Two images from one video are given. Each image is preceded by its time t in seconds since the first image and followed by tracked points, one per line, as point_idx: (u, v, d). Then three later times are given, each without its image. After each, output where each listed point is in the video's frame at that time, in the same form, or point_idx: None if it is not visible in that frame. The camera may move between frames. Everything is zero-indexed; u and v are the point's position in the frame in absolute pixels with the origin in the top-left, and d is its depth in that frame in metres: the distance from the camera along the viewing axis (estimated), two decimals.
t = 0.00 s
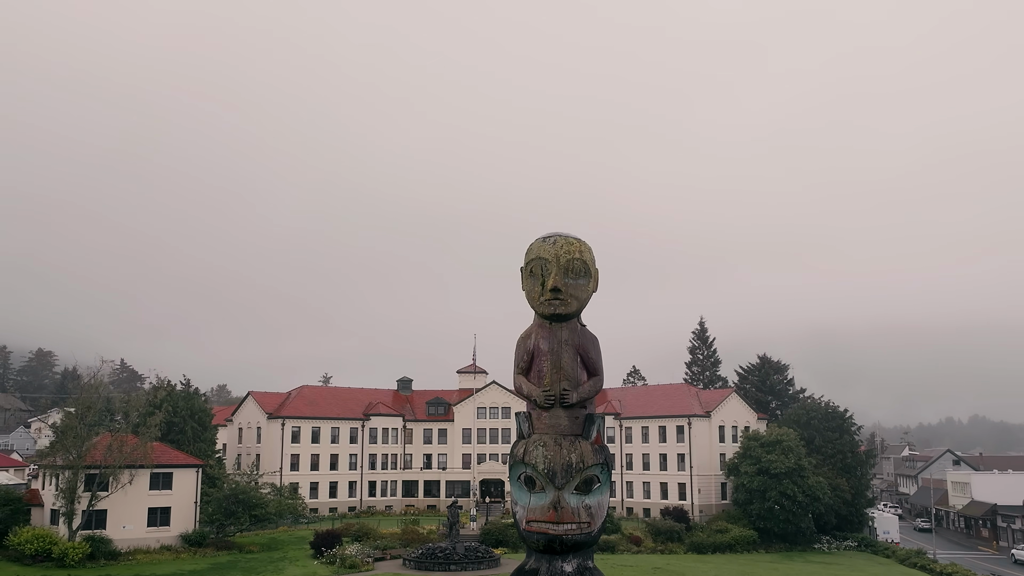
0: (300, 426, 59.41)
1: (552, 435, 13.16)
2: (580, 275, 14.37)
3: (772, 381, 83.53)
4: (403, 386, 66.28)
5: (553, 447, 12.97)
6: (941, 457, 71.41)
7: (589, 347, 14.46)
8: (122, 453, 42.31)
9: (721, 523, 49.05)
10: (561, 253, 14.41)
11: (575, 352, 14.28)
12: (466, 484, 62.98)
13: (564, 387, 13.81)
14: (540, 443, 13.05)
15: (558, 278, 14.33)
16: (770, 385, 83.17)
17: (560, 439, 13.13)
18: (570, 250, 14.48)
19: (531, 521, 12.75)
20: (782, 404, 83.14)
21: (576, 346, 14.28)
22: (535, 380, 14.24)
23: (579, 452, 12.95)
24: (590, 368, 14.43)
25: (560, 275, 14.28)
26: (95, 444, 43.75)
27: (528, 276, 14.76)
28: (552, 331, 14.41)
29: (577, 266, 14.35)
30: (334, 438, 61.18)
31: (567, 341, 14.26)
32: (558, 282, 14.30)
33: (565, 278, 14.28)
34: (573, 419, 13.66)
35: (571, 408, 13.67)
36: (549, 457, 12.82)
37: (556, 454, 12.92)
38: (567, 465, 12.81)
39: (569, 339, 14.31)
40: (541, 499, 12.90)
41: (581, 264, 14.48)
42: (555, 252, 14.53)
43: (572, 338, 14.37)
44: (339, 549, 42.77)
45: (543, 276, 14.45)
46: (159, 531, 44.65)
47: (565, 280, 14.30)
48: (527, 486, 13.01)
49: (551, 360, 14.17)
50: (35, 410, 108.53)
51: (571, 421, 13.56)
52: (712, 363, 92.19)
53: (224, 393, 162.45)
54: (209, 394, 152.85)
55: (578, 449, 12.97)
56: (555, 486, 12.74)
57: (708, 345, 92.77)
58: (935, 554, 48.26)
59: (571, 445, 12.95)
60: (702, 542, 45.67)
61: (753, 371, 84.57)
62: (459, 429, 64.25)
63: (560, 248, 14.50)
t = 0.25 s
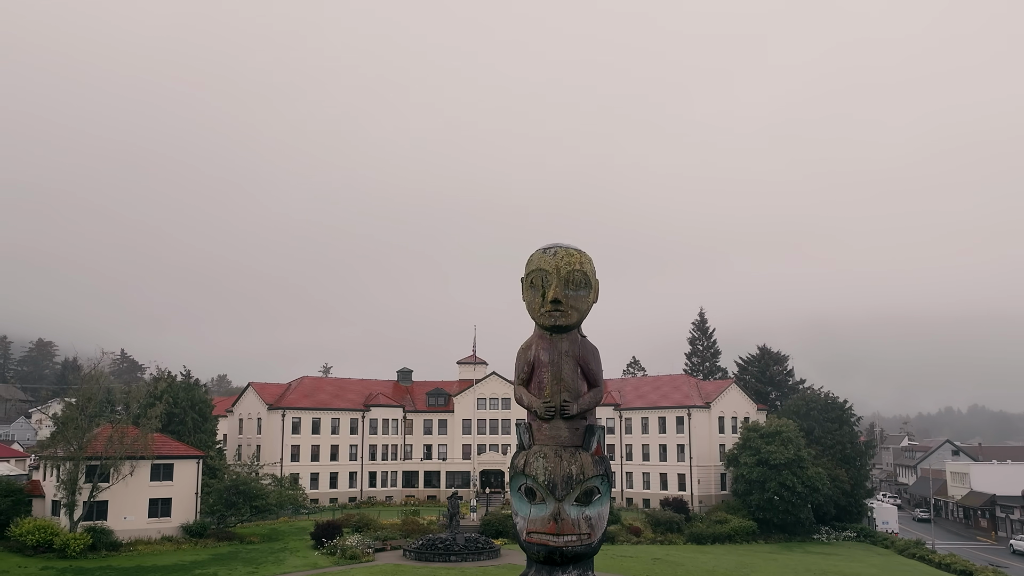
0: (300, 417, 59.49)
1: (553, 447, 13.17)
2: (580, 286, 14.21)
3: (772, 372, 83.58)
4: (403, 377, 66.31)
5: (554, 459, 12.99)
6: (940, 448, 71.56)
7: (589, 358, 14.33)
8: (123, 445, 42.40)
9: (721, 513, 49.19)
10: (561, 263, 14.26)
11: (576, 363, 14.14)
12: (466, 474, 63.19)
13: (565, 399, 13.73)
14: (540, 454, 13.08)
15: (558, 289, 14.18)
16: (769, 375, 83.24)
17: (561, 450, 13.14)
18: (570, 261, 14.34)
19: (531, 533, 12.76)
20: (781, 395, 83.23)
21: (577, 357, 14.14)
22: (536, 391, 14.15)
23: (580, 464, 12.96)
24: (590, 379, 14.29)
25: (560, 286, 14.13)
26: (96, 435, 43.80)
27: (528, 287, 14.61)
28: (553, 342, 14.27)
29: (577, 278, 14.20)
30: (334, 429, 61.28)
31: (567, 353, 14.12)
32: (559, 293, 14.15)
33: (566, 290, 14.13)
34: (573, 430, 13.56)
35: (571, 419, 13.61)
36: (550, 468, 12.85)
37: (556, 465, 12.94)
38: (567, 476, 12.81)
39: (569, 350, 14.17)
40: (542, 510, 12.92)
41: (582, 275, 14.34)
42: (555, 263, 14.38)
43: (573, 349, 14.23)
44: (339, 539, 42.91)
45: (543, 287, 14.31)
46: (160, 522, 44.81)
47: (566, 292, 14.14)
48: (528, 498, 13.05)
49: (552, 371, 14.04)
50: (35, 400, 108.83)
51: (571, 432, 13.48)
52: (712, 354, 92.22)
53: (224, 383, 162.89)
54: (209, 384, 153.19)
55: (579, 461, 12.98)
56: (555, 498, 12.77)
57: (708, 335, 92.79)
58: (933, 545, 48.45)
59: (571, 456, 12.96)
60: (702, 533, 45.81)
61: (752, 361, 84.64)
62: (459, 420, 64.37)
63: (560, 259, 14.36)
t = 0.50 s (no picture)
0: (300, 408, 59.59)
1: (553, 457, 13.17)
2: (580, 298, 14.10)
3: (771, 362, 83.62)
4: (403, 367, 66.31)
5: (553, 470, 12.98)
6: (939, 438, 71.73)
7: (589, 370, 14.22)
8: (124, 436, 42.56)
9: (720, 504, 49.35)
10: (561, 274, 14.17)
11: (575, 375, 14.03)
12: (466, 465, 63.39)
13: (564, 410, 13.67)
14: (540, 465, 13.07)
15: (558, 301, 14.08)
16: (769, 366, 83.30)
17: (560, 460, 13.14)
18: (569, 272, 14.23)
19: (531, 543, 12.76)
20: (781, 386, 83.31)
21: (576, 369, 14.05)
22: (536, 402, 14.08)
23: (579, 474, 12.96)
24: (590, 390, 14.20)
25: (559, 298, 14.02)
26: (97, 426, 43.88)
27: (528, 298, 14.53)
28: (552, 354, 14.16)
29: (577, 289, 14.09)
30: (334, 419, 61.39)
31: (567, 364, 14.02)
32: (558, 304, 14.06)
33: (565, 302, 14.03)
34: (572, 440, 13.52)
35: (571, 429, 13.56)
36: (549, 479, 12.85)
37: (556, 476, 12.94)
38: (567, 487, 12.81)
39: (568, 361, 14.07)
40: (541, 520, 12.92)
41: (581, 286, 14.23)
42: (554, 275, 14.29)
43: (572, 361, 14.13)
44: (340, 530, 43.07)
45: (542, 299, 14.21)
46: (161, 513, 44.95)
47: (565, 303, 14.05)
48: (528, 507, 13.05)
49: (551, 383, 13.94)
50: (36, 391, 109.06)
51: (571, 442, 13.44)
52: (712, 345, 92.26)
53: (224, 373, 163.08)
54: (209, 374, 153.36)
55: (578, 471, 12.98)
56: (554, 508, 12.76)
57: (708, 326, 92.77)
58: (931, 535, 48.63)
59: (571, 467, 12.95)
60: (701, 523, 45.97)
61: (752, 352, 84.71)
62: (459, 410, 64.49)
63: (559, 270, 14.25)
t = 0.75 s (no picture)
0: (301, 398, 59.71)
1: (552, 467, 13.12)
2: (579, 310, 13.96)
3: (770, 353, 83.67)
4: (403, 358, 66.30)
5: (552, 479, 12.92)
6: (937, 428, 71.90)
7: (586, 379, 14.31)
8: (125, 427, 42.85)
9: (719, 494, 49.52)
10: (560, 286, 13.93)
11: (573, 386, 14.07)
12: (466, 455, 63.54)
13: (563, 420, 13.65)
14: (539, 475, 13.02)
15: (557, 314, 13.92)
16: (768, 356, 83.34)
17: (559, 470, 13.09)
18: (568, 284, 14.02)
19: (530, 552, 12.67)
20: (780, 376, 83.36)
21: (575, 380, 14.07)
22: (535, 413, 14.07)
23: (577, 484, 12.91)
24: (587, 400, 14.27)
25: (558, 311, 13.87)
26: (99, 417, 44.00)
27: (526, 309, 14.32)
28: (551, 365, 14.11)
29: (576, 302, 13.92)
30: (335, 410, 61.51)
31: (565, 376, 14.03)
32: (558, 317, 13.91)
33: (564, 315, 13.87)
34: (569, 449, 13.46)
35: (569, 439, 13.50)
36: (548, 488, 12.78)
37: (555, 485, 12.87)
38: (565, 496, 12.76)
39: (567, 373, 14.08)
40: (540, 529, 12.84)
41: (581, 298, 14.05)
42: (553, 286, 14.06)
43: (570, 372, 14.14)
44: (341, 521, 43.22)
45: (541, 311, 14.03)
46: (162, 503, 45.09)
47: (564, 316, 13.90)
48: (526, 517, 12.96)
49: (550, 395, 13.91)
50: (36, 381, 109.32)
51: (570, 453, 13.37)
52: (711, 335, 92.29)
53: (225, 363, 163.33)
54: (210, 365, 153.65)
55: (576, 480, 12.92)
56: (553, 517, 12.69)
57: (707, 317, 92.78)
58: (930, 525, 48.82)
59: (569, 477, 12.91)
60: (700, 514, 46.14)
61: (751, 342, 84.76)
62: (459, 401, 64.60)
63: (558, 282, 14.03)
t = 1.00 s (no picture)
0: (301, 389, 59.85)
1: (550, 475, 13.25)
2: (575, 322, 13.94)
3: (770, 344, 83.73)
4: (403, 348, 66.37)
5: (551, 487, 13.05)
6: (936, 419, 72.07)
7: (584, 391, 14.28)
8: (127, 418, 42.89)
9: (718, 485, 49.72)
10: (558, 298, 13.93)
11: (571, 397, 14.04)
12: (466, 446, 63.75)
13: (561, 429, 13.71)
14: (537, 483, 13.16)
15: (554, 325, 13.92)
16: (768, 347, 83.41)
17: (557, 478, 13.22)
18: (566, 295, 14.02)
19: (528, 558, 12.87)
20: (779, 367, 83.43)
21: (572, 391, 14.04)
22: (533, 422, 14.07)
23: (575, 491, 13.04)
24: (585, 410, 14.28)
25: (556, 322, 13.87)
26: (100, 408, 44.13)
27: (525, 320, 14.35)
28: (548, 376, 14.11)
29: (574, 315, 13.90)
30: (335, 400, 61.66)
31: (563, 387, 13.99)
32: (556, 328, 13.92)
33: (562, 327, 13.86)
34: (568, 458, 13.60)
35: (567, 448, 13.64)
36: (546, 496, 12.95)
37: (553, 493, 13.03)
38: (563, 504, 12.90)
39: (564, 383, 14.05)
40: (538, 536, 13.01)
41: (578, 310, 14.08)
42: (552, 298, 14.08)
43: (568, 383, 14.10)
44: (341, 512, 43.42)
45: (539, 323, 14.04)
46: (164, 494, 45.28)
47: (562, 328, 13.89)
48: (525, 523, 13.14)
49: (548, 405, 13.91)
50: (37, 371, 109.53)
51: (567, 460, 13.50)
52: (711, 326, 92.32)
53: (225, 353, 163.51)
54: (210, 355, 153.82)
55: (574, 488, 13.06)
56: (551, 524, 12.87)
57: (707, 307, 92.78)
58: (928, 516, 49.01)
59: (567, 485, 13.04)
60: (699, 504, 46.33)
61: (751, 333, 84.83)
62: (459, 391, 64.75)
63: (556, 294, 14.03)
